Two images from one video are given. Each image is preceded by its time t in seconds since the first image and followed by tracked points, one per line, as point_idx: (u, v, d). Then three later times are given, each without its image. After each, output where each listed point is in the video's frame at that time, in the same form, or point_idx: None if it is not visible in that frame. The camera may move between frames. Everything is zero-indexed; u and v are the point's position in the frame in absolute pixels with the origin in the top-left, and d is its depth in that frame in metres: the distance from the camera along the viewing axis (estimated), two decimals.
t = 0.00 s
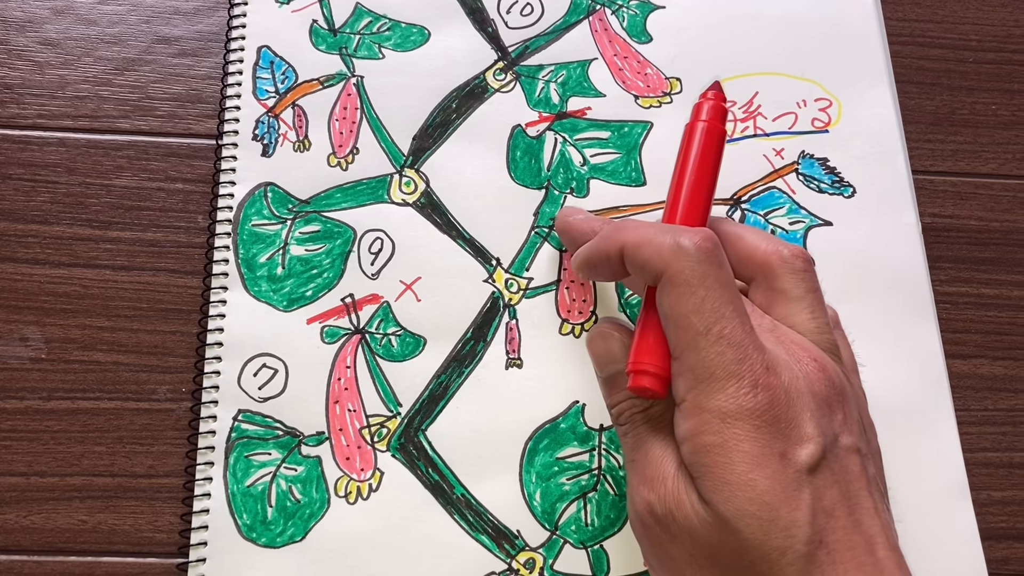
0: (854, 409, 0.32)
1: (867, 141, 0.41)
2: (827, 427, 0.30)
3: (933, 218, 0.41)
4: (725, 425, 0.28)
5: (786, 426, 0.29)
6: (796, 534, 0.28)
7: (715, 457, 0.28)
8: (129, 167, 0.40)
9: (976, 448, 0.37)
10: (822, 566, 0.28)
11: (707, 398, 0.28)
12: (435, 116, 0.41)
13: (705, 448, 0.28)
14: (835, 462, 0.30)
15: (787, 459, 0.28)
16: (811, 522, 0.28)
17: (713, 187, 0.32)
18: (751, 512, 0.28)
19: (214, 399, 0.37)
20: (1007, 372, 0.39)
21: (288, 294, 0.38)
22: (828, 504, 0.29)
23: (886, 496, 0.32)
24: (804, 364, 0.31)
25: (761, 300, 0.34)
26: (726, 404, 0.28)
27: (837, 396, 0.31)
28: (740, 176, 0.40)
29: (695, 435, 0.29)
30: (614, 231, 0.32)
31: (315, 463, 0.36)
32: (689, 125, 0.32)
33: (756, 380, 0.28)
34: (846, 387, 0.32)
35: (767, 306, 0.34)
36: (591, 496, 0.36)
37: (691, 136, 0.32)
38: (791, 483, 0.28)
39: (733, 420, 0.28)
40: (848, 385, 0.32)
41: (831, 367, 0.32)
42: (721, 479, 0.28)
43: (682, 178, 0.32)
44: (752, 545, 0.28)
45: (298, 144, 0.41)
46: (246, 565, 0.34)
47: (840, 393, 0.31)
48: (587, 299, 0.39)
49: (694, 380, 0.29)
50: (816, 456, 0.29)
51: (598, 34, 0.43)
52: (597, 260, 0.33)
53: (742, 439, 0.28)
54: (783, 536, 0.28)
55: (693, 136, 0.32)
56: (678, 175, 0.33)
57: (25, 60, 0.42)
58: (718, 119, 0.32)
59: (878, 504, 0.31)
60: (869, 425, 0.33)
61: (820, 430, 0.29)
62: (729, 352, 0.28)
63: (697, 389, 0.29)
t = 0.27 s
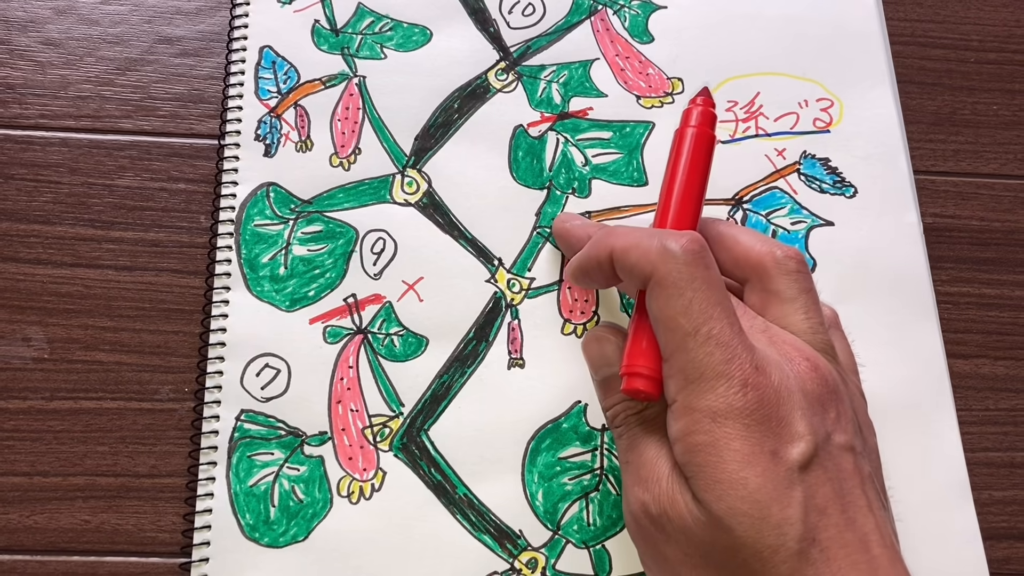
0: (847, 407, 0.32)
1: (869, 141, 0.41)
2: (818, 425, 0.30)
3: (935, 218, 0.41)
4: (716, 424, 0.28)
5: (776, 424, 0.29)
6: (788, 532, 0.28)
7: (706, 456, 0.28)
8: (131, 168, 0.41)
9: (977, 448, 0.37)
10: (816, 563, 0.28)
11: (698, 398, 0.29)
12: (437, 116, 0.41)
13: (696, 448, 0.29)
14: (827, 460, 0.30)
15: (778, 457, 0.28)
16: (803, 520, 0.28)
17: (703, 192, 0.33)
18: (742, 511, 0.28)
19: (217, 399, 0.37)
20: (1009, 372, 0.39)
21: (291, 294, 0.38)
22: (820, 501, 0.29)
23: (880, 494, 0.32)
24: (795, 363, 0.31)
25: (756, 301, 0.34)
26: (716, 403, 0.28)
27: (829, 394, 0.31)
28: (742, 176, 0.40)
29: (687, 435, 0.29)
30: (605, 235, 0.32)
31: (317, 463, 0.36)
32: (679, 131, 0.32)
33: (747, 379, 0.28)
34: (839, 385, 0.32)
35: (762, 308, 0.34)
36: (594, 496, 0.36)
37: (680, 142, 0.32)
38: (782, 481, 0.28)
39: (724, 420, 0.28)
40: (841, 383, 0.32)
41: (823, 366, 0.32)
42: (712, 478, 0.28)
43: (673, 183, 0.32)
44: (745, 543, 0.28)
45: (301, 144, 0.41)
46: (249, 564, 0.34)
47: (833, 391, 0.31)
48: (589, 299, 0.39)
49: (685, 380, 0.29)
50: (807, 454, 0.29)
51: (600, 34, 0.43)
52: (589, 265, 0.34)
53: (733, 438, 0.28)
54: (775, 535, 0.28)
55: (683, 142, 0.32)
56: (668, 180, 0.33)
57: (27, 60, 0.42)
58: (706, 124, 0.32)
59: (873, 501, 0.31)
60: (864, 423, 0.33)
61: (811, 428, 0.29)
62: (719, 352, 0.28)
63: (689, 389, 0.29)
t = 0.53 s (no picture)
0: (845, 406, 0.32)
1: (869, 142, 0.41)
2: (817, 424, 0.30)
3: (934, 218, 0.41)
4: (714, 422, 0.28)
5: (774, 423, 0.29)
6: (786, 531, 0.28)
7: (704, 454, 0.28)
8: (132, 167, 0.41)
9: (976, 447, 0.38)
10: (813, 561, 0.28)
11: (696, 397, 0.29)
12: (438, 116, 0.41)
13: (694, 446, 0.29)
14: (825, 457, 0.30)
15: (776, 456, 0.28)
16: (801, 518, 0.28)
17: (705, 191, 0.33)
18: (740, 509, 0.28)
19: (218, 399, 0.37)
20: (1008, 371, 0.39)
21: (292, 294, 0.38)
22: (818, 499, 0.29)
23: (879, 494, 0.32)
24: (795, 362, 0.31)
25: (756, 301, 0.34)
26: (714, 402, 0.28)
27: (828, 393, 0.31)
28: (742, 176, 0.40)
29: (686, 433, 0.29)
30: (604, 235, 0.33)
31: (319, 462, 0.36)
32: (682, 132, 0.33)
33: (746, 378, 0.28)
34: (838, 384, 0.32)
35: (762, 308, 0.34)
36: (594, 495, 0.36)
37: (683, 142, 0.32)
38: (780, 479, 0.28)
39: (721, 418, 0.28)
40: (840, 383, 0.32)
41: (822, 365, 0.32)
42: (710, 477, 0.28)
43: (675, 183, 0.33)
44: (742, 541, 0.28)
45: (302, 144, 0.41)
46: (251, 563, 0.35)
47: (831, 391, 0.31)
48: (589, 299, 0.39)
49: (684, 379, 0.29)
50: (805, 453, 0.29)
51: (600, 35, 0.43)
52: (590, 264, 0.34)
53: (731, 436, 0.28)
54: (772, 533, 0.28)
55: (685, 142, 0.32)
56: (670, 180, 0.33)
57: (27, 60, 0.42)
58: (709, 124, 0.32)
59: (871, 501, 0.31)
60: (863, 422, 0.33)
61: (810, 427, 0.29)
62: (717, 351, 0.28)
63: (688, 388, 0.29)
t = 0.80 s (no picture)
0: (859, 410, 0.32)
1: (869, 141, 0.41)
2: (832, 426, 0.30)
3: (934, 217, 0.41)
4: (732, 423, 0.28)
5: (794, 424, 0.29)
6: (800, 533, 0.28)
7: (725, 451, 0.28)
8: (132, 166, 0.41)
9: (976, 447, 0.38)
10: (828, 561, 0.28)
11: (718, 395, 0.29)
12: (438, 115, 0.41)
13: (716, 442, 0.28)
14: (841, 461, 0.30)
15: (793, 457, 0.28)
16: (817, 519, 0.28)
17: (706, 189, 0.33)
18: (757, 509, 0.28)
19: (217, 398, 0.37)
20: (1008, 371, 0.39)
21: (292, 293, 0.38)
22: (833, 502, 0.29)
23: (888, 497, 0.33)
24: (812, 361, 0.31)
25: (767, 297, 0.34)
26: (736, 402, 0.28)
27: (843, 397, 0.31)
28: (742, 175, 0.40)
29: (706, 428, 0.29)
30: (611, 222, 0.33)
31: (318, 462, 0.36)
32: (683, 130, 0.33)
33: (767, 378, 0.28)
34: (853, 387, 0.32)
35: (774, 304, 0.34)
36: (594, 494, 0.36)
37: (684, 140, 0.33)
38: (797, 481, 0.28)
39: (739, 419, 0.28)
40: (855, 386, 0.32)
41: (839, 368, 0.32)
42: (729, 475, 0.28)
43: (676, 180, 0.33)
44: (759, 541, 0.28)
45: (302, 143, 0.41)
46: (250, 562, 0.35)
47: (846, 394, 0.32)
48: (589, 298, 0.39)
49: (707, 374, 0.29)
50: (823, 455, 0.29)
51: (600, 34, 0.43)
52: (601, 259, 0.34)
53: (753, 434, 0.28)
54: (787, 534, 0.28)
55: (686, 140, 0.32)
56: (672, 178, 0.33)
57: (27, 59, 0.42)
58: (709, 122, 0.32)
59: (883, 502, 0.31)
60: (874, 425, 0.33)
61: (827, 428, 0.30)
62: (739, 351, 0.28)
63: (712, 384, 0.29)
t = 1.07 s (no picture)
0: (936, 397, 0.29)
1: (882, 130, 0.40)
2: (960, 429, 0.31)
3: (948, 208, 0.40)
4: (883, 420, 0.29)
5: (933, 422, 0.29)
6: (810, 539, 0.29)
7: (724, 463, 0.30)
8: (132, 157, 0.40)
9: (991, 442, 0.37)
10: (903, 554, 0.29)
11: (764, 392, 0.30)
12: (443, 105, 0.41)
13: (714, 455, 0.30)
14: (881, 456, 0.29)
15: (936, 451, 0.30)
16: (924, 516, 0.29)
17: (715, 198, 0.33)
18: (757, 516, 0.29)
19: (219, 391, 0.36)
20: None
21: (295, 285, 0.38)
22: (862, 502, 0.29)
23: (963, 484, 0.31)
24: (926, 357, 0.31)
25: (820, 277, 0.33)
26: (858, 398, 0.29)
27: (907, 385, 0.29)
28: (752, 166, 0.40)
29: (703, 442, 0.31)
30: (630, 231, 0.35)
31: (322, 456, 0.36)
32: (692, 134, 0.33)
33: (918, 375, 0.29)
34: (930, 372, 0.29)
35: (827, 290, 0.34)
36: (602, 490, 0.35)
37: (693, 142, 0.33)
38: (805, 488, 0.29)
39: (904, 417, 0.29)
40: (935, 369, 0.30)
41: (900, 354, 0.30)
42: (725, 486, 0.30)
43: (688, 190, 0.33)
44: (759, 544, 0.30)
45: (304, 134, 0.40)
46: (252, 558, 0.34)
47: (915, 380, 0.29)
48: (596, 291, 0.38)
49: (702, 390, 0.30)
50: (842, 460, 0.29)
51: (608, 22, 0.42)
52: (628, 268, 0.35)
53: (750, 446, 0.30)
54: (792, 540, 0.29)
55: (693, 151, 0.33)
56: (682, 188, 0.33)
57: (27, 48, 0.42)
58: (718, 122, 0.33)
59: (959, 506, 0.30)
60: (958, 408, 0.31)
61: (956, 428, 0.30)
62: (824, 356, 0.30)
63: (707, 399, 0.30)
